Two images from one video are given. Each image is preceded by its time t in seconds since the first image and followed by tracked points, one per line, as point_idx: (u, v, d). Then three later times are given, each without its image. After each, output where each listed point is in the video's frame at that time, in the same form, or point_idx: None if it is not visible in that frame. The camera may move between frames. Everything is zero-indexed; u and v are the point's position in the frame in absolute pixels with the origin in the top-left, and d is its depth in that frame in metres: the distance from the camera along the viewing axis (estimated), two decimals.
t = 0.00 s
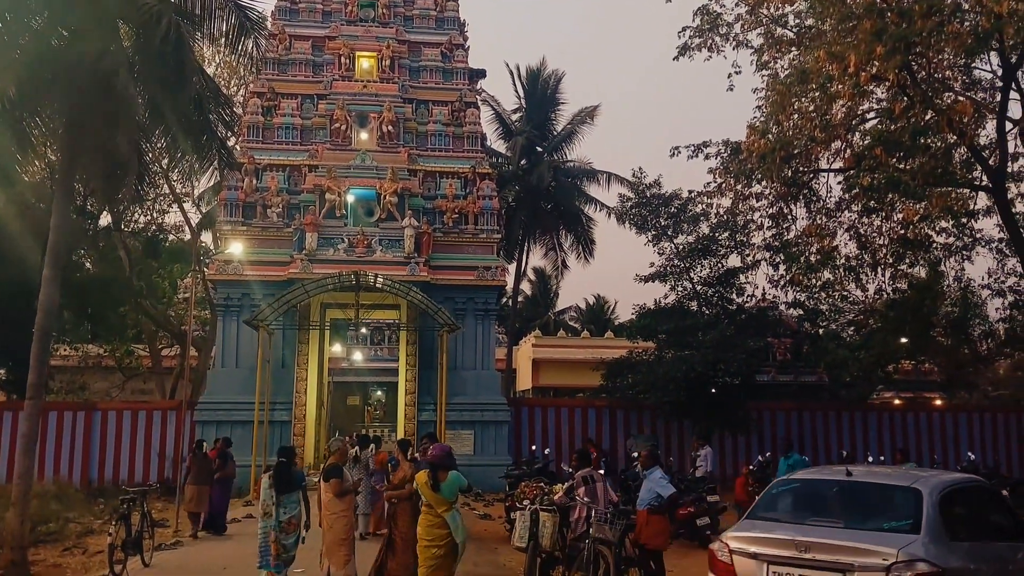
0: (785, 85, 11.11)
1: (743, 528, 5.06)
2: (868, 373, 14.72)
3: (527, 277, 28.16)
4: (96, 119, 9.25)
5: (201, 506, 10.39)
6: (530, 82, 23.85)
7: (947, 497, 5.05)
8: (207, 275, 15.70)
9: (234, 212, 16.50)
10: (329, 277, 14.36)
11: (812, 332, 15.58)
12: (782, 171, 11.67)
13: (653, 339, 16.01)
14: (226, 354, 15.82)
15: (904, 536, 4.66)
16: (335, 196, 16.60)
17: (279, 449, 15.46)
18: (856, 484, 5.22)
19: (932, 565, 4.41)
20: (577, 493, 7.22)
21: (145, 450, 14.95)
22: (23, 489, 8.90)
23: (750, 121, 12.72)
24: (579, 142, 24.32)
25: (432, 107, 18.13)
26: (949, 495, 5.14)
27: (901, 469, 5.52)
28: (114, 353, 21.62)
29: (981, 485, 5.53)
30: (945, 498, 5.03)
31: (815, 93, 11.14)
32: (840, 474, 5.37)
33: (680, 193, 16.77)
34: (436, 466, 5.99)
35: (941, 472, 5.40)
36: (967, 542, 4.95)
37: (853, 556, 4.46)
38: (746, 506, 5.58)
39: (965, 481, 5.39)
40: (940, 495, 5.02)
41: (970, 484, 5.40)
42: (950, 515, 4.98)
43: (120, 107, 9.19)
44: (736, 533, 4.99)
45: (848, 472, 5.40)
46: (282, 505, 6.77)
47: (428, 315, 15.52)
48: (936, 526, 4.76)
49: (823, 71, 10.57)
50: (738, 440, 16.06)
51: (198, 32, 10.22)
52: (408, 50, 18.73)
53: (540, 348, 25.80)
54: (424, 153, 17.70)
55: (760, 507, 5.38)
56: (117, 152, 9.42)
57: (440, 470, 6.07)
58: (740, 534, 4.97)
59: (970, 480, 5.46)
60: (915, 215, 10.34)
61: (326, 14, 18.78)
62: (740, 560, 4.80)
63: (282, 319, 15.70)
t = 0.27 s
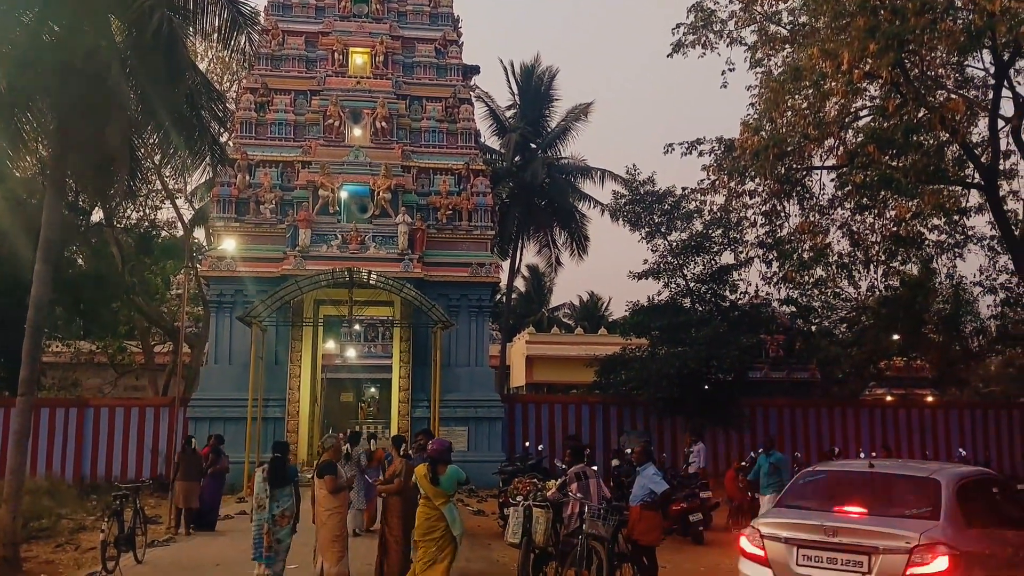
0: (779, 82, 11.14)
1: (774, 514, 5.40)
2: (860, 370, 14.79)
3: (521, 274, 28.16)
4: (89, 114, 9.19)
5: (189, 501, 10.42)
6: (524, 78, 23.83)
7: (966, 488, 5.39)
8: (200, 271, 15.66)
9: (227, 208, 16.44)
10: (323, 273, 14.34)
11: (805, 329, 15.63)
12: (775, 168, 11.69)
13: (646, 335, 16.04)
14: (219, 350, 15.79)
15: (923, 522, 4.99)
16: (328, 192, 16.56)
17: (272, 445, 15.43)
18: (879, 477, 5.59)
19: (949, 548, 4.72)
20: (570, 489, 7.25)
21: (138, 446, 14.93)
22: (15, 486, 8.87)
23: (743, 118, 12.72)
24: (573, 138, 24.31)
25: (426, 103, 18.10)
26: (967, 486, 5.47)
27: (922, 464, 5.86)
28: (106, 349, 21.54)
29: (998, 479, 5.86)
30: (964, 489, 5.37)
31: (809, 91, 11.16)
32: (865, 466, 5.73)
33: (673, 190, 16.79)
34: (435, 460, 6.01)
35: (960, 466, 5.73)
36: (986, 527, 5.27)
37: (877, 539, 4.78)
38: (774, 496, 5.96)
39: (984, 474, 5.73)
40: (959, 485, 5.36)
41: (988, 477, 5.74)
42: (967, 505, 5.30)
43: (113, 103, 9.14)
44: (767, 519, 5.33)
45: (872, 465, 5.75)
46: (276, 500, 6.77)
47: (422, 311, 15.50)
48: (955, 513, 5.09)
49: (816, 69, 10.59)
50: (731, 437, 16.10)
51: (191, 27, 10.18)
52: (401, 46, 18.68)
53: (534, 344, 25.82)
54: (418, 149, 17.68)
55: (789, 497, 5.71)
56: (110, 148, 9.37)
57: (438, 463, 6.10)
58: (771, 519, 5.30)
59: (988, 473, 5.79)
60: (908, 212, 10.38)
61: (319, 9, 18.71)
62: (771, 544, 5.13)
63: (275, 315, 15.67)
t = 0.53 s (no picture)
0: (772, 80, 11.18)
1: (801, 507, 5.66)
2: (853, 366, 14.84)
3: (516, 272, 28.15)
4: (81, 112, 9.14)
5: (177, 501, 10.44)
6: (517, 76, 23.80)
7: (982, 480, 5.68)
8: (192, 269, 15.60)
9: (220, 206, 16.37)
10: (316, 271, 14.30)
11: (799, 325, 15.64)
12: (768, 165, 11.70)
13: (640, 332, 16.05)
14: (212, 348, 15.74)
15: (944, 511, 5.26)
16: (321, 189, 16.51)
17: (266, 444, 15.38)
18: (899, 472, 5.86)
19: (969, 535, 4.99)
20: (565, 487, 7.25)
21: (131, 445, 14.88)
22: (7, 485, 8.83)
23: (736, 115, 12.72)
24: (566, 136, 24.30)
25: (419, 101, 18.06)
26: (983, 480, 5.76)
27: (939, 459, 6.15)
28: (99, 348, 21.45)
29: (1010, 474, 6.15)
30: (980, 481, 5.66)
31: (802, 87, 11.17)
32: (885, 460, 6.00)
33: (666, 187, 16.79)
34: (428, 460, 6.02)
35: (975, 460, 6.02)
36: (1001, 519, 5.53)
37: (900, 528, 5.03)
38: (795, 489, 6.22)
39: (997, 469, 6.03)
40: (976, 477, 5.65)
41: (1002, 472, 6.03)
42: (984, 497, 5.59)
43: (105, 101, 9.09)
44: (795, 511, 5.58)
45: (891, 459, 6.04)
46: (269, 497, 6.73)
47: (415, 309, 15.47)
48: (974, 503, 5.37)
49: (809, 65, 10.60)
50: (725, 433, 16.13)
51: (183, 24, 10.12)
52: (394, 44, 18.63)
53: (528, 342, 25.81)
54: (411, 147, 17.64)
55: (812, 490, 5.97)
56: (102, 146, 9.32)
57: (432, 461, 6.11)
58: (799, 511, 5.57)
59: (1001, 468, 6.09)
60: (900, 208, 10.39)
61: (312, 7, 18.64)
62: (799, 534, 5.39)
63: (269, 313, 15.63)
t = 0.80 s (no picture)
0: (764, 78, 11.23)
1: (826, 500, 6.07)
2: (845, 365, 14.90)
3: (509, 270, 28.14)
4: (72, 112, 9.09)
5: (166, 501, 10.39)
6: (510, 75, 23.78)
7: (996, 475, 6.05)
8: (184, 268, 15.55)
9: (212, 205, 16.31)
10: (309, 270, 14.27)
11: (791, 323, 15.67)
12: (760, 163, 11.72)
13: (633, 331, 16.07)
14: (204, 347, 15.70)
15: (960, 505, 5.64)
16: (314, 188, 16.48)
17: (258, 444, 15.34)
18: (917, 467, 6.22)
19: (984, 528, 5.38)
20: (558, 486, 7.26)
21: (123, 446, 14.84)
22: None
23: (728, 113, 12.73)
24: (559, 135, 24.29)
25: (411, 100, 18.02)
26: (996, 475, 6.12)
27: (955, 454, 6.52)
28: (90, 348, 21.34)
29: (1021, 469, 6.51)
30: (994, 476, 6.03)
31: (794, 86, 11.19)
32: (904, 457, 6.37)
33: (659, 185, 16.81)
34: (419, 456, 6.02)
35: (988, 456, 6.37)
36: (1013, 511, 5.91)
37: (921, 520, 5.44)
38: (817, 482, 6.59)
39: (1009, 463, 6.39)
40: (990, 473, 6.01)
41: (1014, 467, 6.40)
42: (997, 491, 5.96)
43: (97, 100, 9.04)
44: (821, 504, 6.00)
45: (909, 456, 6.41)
46: (260, 496, 6.72)
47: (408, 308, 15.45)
48: (988, 497, 5.76)
49: (801, 64, 10.61)
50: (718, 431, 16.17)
51: (174, 23, 10.07)
52: (387, 42, 18.57)
53: (521, 341, 25.82)
54: (404, 146, 17.61)
55: (835, 483, 6.36)
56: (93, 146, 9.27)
57: (422, 459, 6.14)
58: (826, 504, 5.96)
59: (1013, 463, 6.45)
60: (891, 207, 10.42)
61: (304, 5, 18.56)
62: (825, 526, 5.81)
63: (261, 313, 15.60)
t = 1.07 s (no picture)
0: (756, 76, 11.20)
1: (848, 493, 6.20)
2: (837, 362, 14.95)
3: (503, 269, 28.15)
4: (63, 113, 9.04)
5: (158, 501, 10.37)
6: (502, 73, 23.75)
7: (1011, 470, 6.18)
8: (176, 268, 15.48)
9: (204, 205, 16.25)
10: (301, 270, 14.23)
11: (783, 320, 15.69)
12: (752, 161, 11.74)
13: (626, 329, 16.08)
14: (197, 347, 15.65)
15: (976, 498, 5.78)
16: (306, 187, 16.44)
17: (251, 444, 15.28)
18: (934, 463, 6.35)
19: (1000, 520, 5.51)
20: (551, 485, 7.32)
21: (115, 446, 14.75)
22: None
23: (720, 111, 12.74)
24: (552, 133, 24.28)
25: (403, 99, 17.99)
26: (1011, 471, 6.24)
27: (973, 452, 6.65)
28: (82, 349, 21.26)
29: None
30: (1009, 472, 6.16)
31: (785, 84, 11.21)
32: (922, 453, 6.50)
33: (652, 184, 16.81)
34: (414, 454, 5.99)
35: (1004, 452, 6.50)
36: None
37: (939, 512, 5.58)
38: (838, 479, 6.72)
39: None
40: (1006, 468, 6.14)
41: None
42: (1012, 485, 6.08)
43: (87, 101, 9.00)
44: (843, 497, 6.13)
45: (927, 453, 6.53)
46: (252, 495, 6.69)
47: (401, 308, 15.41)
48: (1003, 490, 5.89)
49: (792, 62, 10.63)
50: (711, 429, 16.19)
51: (165, 22, 10.02)
52: (379, 41, 18.52)
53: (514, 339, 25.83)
54: (397, 145, 17.58)
55: (854, 478, 6.50)
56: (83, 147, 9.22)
57: (419, 457, 6.15)
58: (849, 497, 6.10)
59: None
60: (883, 204, 10.45)
61: (295, 4, 18.49)
62: (849, 518, 5.94)
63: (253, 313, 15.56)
